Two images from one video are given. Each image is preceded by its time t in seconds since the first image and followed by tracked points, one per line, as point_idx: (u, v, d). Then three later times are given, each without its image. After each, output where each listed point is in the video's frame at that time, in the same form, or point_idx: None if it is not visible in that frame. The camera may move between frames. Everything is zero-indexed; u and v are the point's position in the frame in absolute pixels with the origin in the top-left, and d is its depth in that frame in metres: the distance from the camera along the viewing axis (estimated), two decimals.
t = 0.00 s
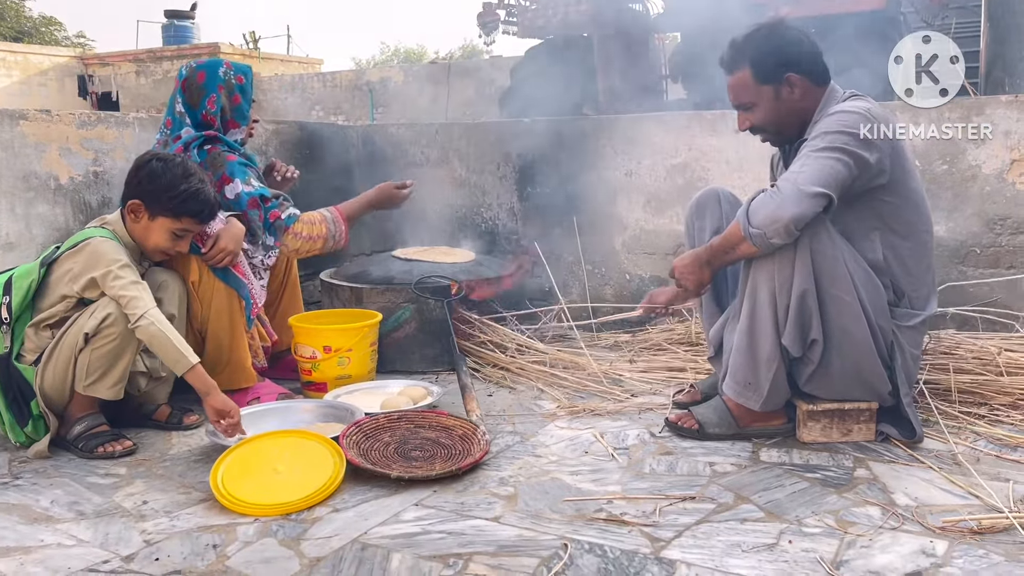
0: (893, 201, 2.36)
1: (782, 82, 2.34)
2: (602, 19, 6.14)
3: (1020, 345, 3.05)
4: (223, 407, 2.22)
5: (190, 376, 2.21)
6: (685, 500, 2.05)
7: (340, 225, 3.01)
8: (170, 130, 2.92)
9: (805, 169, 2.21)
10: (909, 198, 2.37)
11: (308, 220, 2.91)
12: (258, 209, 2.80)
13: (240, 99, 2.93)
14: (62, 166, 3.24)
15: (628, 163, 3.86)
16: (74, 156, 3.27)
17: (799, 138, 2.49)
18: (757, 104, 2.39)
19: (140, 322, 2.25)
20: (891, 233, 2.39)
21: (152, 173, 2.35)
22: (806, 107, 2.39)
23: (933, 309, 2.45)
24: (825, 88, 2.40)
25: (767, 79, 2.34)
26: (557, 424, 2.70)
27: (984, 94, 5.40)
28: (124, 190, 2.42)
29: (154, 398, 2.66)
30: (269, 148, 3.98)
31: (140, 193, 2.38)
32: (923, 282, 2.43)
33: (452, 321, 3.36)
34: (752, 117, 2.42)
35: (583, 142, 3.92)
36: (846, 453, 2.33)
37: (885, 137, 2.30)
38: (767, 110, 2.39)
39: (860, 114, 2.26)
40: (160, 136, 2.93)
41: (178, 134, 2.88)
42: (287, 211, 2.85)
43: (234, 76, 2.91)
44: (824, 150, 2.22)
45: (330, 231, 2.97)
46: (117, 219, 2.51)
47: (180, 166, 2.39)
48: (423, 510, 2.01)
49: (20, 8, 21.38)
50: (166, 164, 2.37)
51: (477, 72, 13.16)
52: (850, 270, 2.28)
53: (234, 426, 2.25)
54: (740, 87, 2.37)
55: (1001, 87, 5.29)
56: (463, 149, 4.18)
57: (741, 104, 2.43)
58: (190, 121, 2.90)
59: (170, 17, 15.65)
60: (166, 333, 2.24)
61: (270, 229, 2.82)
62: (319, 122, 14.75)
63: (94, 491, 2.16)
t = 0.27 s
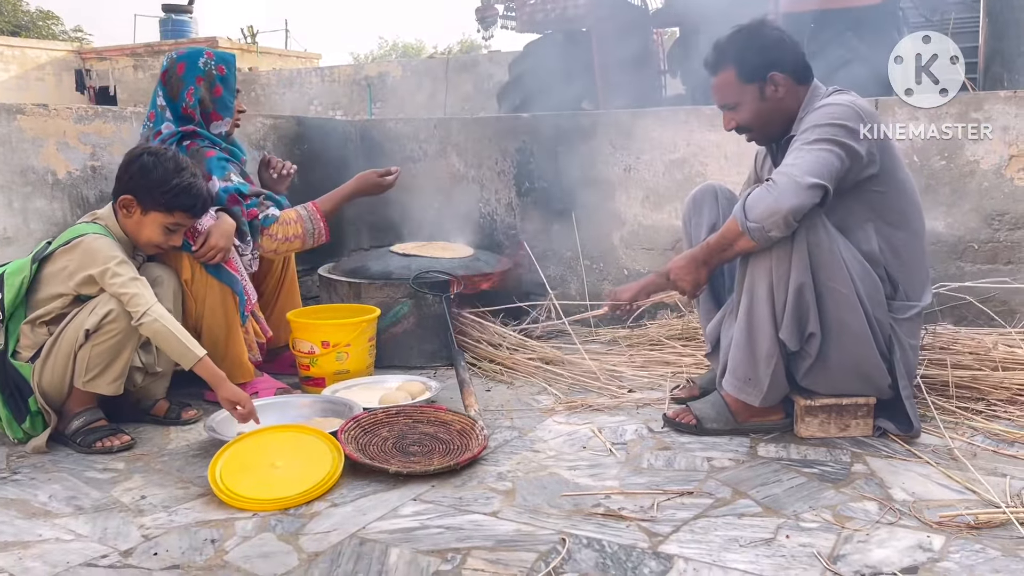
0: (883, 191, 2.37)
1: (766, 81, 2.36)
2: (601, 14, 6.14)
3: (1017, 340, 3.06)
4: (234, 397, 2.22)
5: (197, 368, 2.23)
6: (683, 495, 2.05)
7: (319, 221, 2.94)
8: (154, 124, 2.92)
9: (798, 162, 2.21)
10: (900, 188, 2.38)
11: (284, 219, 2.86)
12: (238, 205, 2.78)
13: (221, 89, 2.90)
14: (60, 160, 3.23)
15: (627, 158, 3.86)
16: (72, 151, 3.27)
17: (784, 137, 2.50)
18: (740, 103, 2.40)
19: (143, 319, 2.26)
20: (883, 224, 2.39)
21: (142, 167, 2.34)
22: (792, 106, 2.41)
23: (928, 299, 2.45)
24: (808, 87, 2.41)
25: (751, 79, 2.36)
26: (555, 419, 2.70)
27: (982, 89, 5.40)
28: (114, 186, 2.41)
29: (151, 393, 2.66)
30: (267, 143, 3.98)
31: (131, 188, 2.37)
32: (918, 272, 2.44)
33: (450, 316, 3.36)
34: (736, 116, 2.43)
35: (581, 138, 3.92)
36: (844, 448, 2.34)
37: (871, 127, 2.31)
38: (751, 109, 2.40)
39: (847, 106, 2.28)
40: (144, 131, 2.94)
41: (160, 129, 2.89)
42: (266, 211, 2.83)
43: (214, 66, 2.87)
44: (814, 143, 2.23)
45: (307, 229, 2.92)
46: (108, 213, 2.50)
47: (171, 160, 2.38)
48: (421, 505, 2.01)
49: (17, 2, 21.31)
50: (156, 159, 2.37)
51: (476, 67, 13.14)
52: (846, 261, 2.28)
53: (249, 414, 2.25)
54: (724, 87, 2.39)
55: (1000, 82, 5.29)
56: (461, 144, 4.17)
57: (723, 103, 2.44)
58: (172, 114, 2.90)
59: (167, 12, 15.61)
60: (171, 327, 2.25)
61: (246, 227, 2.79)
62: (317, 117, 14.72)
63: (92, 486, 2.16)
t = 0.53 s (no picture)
0: (871, 180, 2.37)
1: (745, 82, 2.37)
2: (599, 11, 6.14)
3: (1013, 337, 3.06)
4: (224, 401, 2.24)
5: (196, 371, 2.24)
6: (680, 491, 2.06)
7: (301, 226, 2.98)
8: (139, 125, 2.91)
9: (786, 155, 2.21)
10: (887, 177, 2.39)
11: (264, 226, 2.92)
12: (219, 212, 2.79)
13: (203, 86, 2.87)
14: (57, 156, 3.22)
15: (624, 155, 3.86)
16: (68, 147, 3.26)
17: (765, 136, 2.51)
18: (720, 105, 2.40)
19: (146, 320, 2.25)
20: (873, 214, 2.40)
21: (119, 157, 2.34)
22: (772, 106, 2.42)
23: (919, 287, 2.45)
24: (784, 87, 2.41)
25: (731, 80, 2.36)
26: (553, 415, 2.70)
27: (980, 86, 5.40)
28: (95, 178, 2.41)
29: (147, 390, 2.66)
30: (264, 139, 3.97)
31: (111, 178, 2.36)
32: (908, 262, 2.44)
33: (448, 313, 3.36)
34: (716, 118, 2.44)
35: (578, 134, 3.92)
36: (840, 444, 2.34)
37: (852, 117, 2.32)
38: (732, 110, 2.41)
39: (829, 98, 2.30)
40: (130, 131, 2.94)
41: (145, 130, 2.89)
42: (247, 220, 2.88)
43: (196, 63, 2.85)
44: (799, 136, 2.24)
45: (290, 235, 2.97)
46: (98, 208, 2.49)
47: (147, 147, 2.38)
48: (419, 501, 2.01)
49: None
50: (133, 147, 2.37)
51: (474, 63, 13.13)
52: (838, 252, 2.29)
53: (234, 421, 2.27)
54: (704, 89, 2.39)
55: (997, 79, 5.29)
56: (459, 140, 4.17)
57: (702, 106, 2.44)
58: (156, 116, 2.88)
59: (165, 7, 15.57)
60: (173, 330, 2.25)
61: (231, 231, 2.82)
62: (315, 113, 14.70)
63: (89, 482, 2.16)
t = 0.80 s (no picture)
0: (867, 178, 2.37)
1: (737, 84, 2.36)
2: (597, 9, 6.14)
3: (1010, 335, 3.07)
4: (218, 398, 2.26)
5: (187, 370, 2.25)
6: (677, 489, 2.06)
7: (295, 232, 2.99)
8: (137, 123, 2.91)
9: (783, 155, 2.22)
10: (881, 175, 2.40)
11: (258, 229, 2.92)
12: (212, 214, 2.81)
13: (205, 87, 2.87)
14: (54, 154, 3.21)
15: (622, 153, 3.86)
16: (66, 145, 3.25)
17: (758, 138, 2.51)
18: (712, 107, 2.39)
19: (136, 319, 2.25)
20: (869, 213, 2.40)
21: (103, 153, 2.34)
22: (762, 108, 2.41)
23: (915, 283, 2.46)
24: (777, 88, 2.41)
25: (721, 83, 2.35)
26: (550, 413, 2.70)
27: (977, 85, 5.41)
28: (80, 176, 2.40)
29: (144, 388, 2.66)
30: (262, 137, 3.97)
31: (97, 175, 2.36)
32: (905, 259, 2.45)
33: (445, 311, 3.36)
34: (708, 120, 2.43)
35: (576, 132, 3.92)
36: (837, 442, 2.35)
37: (845, 117, 2.33)
38: (724, 112, 2.40)
39: (823, 98, 2.30)
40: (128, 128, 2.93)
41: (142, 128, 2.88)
42: (241, 223, 2.89)
43: (197, 62, 2.84)
44: (795, 136, 2.24)
45: (284, 239, 2.97)
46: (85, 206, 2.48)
47: (131, 142, 2.38)
48: (416, 499, 2.01)
49: None
50: (116, 143, 2.36)
51: (472, 61, 13.12)
52: (837, 250, 2.29)
53: (229, 418, 2.28)
54: (696, 91, 2.38)
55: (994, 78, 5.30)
56: (457, 139, 4.17)
57: (695, 107, 2.43)
58: (154, 114, 2.88)
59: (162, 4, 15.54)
60: (162, 329, 2.25)
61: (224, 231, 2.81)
62: (313, 110, 14.69)
63: (86, 480, 2.16)
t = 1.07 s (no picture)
0: (865, 181, 2.38)
1: (739, 83, 2.36)
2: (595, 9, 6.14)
3: (1005, 335, 3.08)
4: (213, 396, 2.24)
5: (179, 370, 2.23)
6: (673, 488, 2.07)
7: (303, 227, 2.98)
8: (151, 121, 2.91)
9: (784, 157, 2.22)
10: (881, 178, 2.40)
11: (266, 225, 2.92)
12: (219, 211, 2.78)
13: (219, 89, 2.88)
14: (50, 153, 3.21)
15: (619, 153, 3.86)
16: (63, 143, 3.25)
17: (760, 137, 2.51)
18: (714, 106, 2.39)
19: (126, 318, 2.25)
20: (867, 216, 2.41)
21: (100, 153, 2.34)
22: (765, 106, 2.41)
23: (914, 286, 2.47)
24: (780, 88, 2.42)
25: (725, 82, 2.35)
26: (547, 413, 2.71)
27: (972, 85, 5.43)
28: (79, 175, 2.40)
29: (141, 387, 2.65)
30: (259, 136, 3.97)
31: (94, 176, 2.36)
32: (903, 262, 2.45)
33: (442, 310, 3.36)
34: (711, 118, 2.43)
35: (573, 132, 3.92)
36: (833, 442, 2.35)
37: (847, 119, 2.33)
38: (726, 110, 2.40)
39: (826, 100, 2.30)
40: (143, 126, 2.94)
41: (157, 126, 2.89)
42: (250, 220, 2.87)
43: (214, 66, 2.86)
44: (797, 139, 2.24)
45: (292, 235, 2.97)
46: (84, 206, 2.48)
47: (128, 141, 2.37)
48: (413, 498, 2.02)
49: None
50: (111, 142, 2.36)
51: (469, 60, 13.12)
52: (835, 254, 2.30)
53: (226, 415, 2.26)
54: (699, 89, 2.38)
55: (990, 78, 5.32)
56: (454, 138, 4.17)
57: (698, 106, 2.43)
58: (168, 113, 2.88)
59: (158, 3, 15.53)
60: (154, 328, 2.25)
61: (230, 231, 2.81)
62: (309, 109, 14.68)
63: (83, 479, 2.16)
